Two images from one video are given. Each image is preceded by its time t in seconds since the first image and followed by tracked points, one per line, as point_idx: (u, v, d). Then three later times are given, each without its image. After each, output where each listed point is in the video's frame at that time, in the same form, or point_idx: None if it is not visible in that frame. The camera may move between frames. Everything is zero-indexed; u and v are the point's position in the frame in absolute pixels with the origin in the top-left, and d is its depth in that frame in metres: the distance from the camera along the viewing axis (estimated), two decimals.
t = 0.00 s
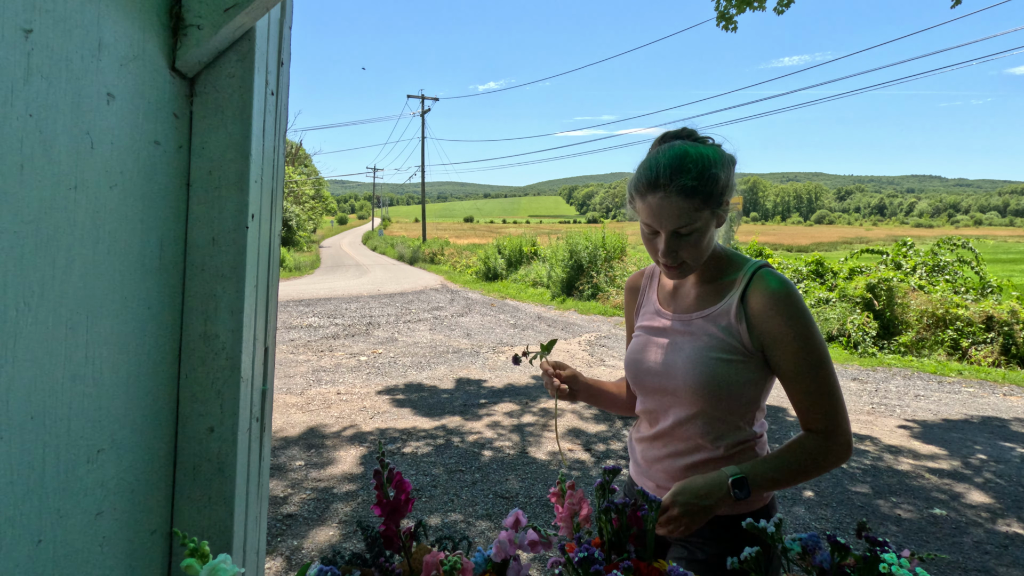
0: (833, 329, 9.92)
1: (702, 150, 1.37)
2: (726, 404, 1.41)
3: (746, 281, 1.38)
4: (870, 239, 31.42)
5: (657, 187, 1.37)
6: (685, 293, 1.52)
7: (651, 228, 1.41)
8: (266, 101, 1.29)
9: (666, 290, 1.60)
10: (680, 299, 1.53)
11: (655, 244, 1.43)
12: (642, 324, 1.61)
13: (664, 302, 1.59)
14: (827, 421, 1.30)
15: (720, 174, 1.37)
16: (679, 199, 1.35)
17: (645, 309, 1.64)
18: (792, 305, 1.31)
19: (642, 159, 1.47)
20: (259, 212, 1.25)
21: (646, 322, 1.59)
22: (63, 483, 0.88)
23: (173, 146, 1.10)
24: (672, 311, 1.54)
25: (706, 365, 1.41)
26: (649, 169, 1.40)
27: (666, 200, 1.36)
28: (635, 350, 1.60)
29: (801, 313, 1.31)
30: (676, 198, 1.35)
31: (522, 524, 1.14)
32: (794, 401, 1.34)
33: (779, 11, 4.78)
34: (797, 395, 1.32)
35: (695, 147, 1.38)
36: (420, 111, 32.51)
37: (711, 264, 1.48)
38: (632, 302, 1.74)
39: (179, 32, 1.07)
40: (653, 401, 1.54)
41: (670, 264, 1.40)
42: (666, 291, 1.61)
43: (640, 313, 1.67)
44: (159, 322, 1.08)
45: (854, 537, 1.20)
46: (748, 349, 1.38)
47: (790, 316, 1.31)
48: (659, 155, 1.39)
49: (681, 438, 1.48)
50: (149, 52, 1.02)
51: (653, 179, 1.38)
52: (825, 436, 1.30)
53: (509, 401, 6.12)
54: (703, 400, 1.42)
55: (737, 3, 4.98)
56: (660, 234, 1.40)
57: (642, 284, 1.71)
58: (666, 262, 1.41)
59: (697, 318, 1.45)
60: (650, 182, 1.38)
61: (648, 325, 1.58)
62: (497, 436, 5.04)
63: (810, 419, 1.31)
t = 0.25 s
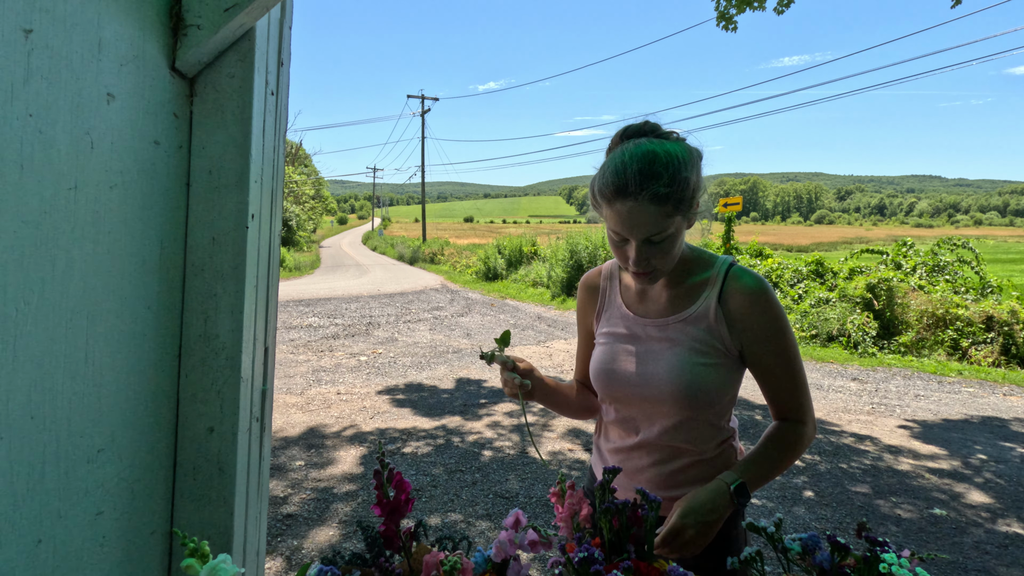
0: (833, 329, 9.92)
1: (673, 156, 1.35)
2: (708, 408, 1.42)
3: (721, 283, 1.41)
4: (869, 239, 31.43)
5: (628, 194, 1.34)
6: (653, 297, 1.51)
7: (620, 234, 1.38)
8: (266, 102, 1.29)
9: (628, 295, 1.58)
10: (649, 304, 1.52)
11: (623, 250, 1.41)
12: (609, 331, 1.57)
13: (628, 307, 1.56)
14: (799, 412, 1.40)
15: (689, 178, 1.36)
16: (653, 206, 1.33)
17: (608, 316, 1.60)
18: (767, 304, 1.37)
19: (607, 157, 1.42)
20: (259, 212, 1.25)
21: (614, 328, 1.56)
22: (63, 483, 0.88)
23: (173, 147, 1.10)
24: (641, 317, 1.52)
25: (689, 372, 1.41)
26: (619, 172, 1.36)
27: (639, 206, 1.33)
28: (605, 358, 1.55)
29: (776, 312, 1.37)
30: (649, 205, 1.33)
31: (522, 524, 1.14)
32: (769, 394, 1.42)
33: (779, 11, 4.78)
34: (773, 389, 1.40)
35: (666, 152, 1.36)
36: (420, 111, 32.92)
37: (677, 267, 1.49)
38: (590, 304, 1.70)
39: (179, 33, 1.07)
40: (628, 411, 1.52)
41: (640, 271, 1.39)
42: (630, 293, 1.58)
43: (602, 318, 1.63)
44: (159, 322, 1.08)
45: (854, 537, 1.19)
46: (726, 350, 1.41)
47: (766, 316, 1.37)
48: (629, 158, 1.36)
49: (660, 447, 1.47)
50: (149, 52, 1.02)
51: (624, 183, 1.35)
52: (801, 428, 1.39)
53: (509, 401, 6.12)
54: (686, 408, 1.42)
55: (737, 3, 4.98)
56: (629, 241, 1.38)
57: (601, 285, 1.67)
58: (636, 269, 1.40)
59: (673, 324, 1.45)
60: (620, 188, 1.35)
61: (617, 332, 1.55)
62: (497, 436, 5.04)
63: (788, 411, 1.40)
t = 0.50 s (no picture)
0: (833, 329, 9.93)
1: (645, 161, 1.37)
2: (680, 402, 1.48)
3: (678, 279, 1.50)
4: (869, 239, 31.45)
5: (603, 192, 1.33)
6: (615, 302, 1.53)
7: (589, 234, 1.35)
8: (266, 101, 1.29)
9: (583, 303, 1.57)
10: (608, 308, 1.53)
11: (591, 253, 1.37)
12: (568, 341, 1.54)
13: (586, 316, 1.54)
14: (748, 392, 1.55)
15: (656, 183, 1.38)
16: (624, 208, 1.33)
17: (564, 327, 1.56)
18: (717, 293, 1.50)
19: (576, 155, 1.40)
20: (259, 212, 1.25)
21: (575, 339, 1.53)
22: (62, 482, 0.88)
23: (173, 146, 1.10)
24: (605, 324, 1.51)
25: (662, 371, 1.45)
26: (593, 170, 1.34)
27: (610, 209, 1.33)
28: (569, 370, 1.52)
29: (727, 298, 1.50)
30: (621, 207, 1.33)
31: (522, 523, 1.14)
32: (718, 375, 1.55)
33: (779, 11, 4.78)
34: (725, 372, 1.52)
35: (639, 156, 1.38)
36: (420, 111, 33.69)
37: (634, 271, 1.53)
38: (536, 316, 1.64)
39: (179, 33, 1.07)
40: (597, 420, 1.50)
41: (610, 275, 1.36)
42: (582, 300, 1.57)
43: (554, 328, 1.59)
44: (159, 321, 1.08)
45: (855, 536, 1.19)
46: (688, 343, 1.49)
47: (718, 304, 1.49)
48: (603, 157, 1.36)
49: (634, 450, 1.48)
50: (149, 52, 1.02)
51: (599, 181, 1.33)
52: (752, 403, 1.52)
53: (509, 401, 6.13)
54: (662, 408, 1.46)
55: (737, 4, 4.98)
56: (599, 243, 1.35)
57: (546, 294, 1.62)
58: (604, 274, 1.36)
59: (640, 326, 1.48)
60: (595, 186, 1.33)
61: (579, 341, 1.53)
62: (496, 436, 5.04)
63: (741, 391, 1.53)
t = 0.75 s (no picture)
0: (833, 329, 9.94)
1: (588, 173, 1.37)
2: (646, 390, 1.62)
3: (628, 278, 1.65)
4: (869, 239, 31.43)
5: (544, 208, 1.33)
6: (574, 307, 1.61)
7: (535, 251, 1.36)
8: (266, 101, 1.29)
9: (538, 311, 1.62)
10: (569, 315, 1.61)
11: (532, 266, 1.40)
12: (533, 352, 1.59)
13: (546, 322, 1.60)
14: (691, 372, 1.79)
15: (599, 194, 1.38)
16: (570, 225, 1.34)
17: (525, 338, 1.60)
18: (661, 283, 1.70)
19: (518, 162, 1.38)
20: (259, 212, 1.25)
21: (540, 346, 1.58)
22: (62, 482, 0.88)
23: (173, 147, 1.10)
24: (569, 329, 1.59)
25: (630, 366, 1.58)
26: (535, 183, 1.33)
27: (555, 226, 1.33)
28: (540, 381, 1.57)
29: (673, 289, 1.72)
30: (565, 224, 1.33)
31: (522, 523, 1.14)
32: (665, 358, 1.77)
33: (779, 11, 4.78)
34: (674, 354, 1.75)
35: (584, 168, 1.37)
36: (420, 111, 34.93)
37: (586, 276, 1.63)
38: (488, 334, 1.64)
39: (179, 33, 1.07)
40: (572, 424, 1.58)
41: (553, 290, 1.40)
42: (537, 309, 1.62)
43: (512, 343, 1.61)
44: (159, 321, 1.08)
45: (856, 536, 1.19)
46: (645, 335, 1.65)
47: (663, 295, 1.70)
48: (546, 169, 1.35)
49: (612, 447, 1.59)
50: (149, 52, 1.02)
51: (541, 196, 1.32)
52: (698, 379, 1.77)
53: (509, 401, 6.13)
54: (633, 401, 1.58)
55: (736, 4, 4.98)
56: (540, 257, 1.37)
57: (498, 310, 1.63)
58: (554, 288, 1.40)
59: (603, 327, 1.59)
60: (536, 200, 1.33)
61: (545, 351, 1.58)
62: (497, 436, 5.04)
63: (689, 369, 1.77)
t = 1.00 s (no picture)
0: (833, 329, 9.94)
1: (536, 202, 1.34)
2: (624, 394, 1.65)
3: (593, 284, 1.66)
4: (870, 239, 31.39)
5: (501, 251, 1.30)
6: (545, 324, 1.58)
7: (499, 295, 1.34)
8: (266, 101, 1.29)
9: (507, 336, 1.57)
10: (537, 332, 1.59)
11: (494, 306, 1.39)
12: (508, 376, 1.56)
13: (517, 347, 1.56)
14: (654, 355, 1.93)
15: (550, 221, 1.35)
16: (528, 262, 1.32)
17: (497, 365, 1.55)
18: (620, 276, 1.75)
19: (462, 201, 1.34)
20: (259, 212, 1.25)
21: (514, 373, 1.56)
22: (62, 483, 0.88)
23: (173, 147, 1.10)
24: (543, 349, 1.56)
25: (607, 375, 1.60)
26: (487, 226, 1.30)
27: (516, 268, 1.31)
28: (519, 402, 1.56)
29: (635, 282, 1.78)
30: (524, 262, 1.32)
31: (522, 523, 1.14)
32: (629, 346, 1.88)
33: (779, 11, 4.78)
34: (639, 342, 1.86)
35: (533, 200, 1.33)
36: (420, 111, 33.55)
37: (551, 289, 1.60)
38: (453, 364, 1.57)
39: (179, 33, 1.07)
40: (555, 439, 1.59)
41: (523, 327, 1.40)
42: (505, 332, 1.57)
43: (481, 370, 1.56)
44: (159, 321, 1.08)
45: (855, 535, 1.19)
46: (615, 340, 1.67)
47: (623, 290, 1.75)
48: (495, 209, 1.30)
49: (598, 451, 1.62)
50: (149, 51, 1.02)
51: (494, 239, 1.30)
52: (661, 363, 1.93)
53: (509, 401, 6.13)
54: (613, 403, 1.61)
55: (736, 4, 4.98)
56: (500, 298, 1.36)
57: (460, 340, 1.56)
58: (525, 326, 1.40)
59: (576, 339, 1.58)
60: (489, 245, 1.30)
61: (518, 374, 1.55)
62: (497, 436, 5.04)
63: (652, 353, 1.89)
